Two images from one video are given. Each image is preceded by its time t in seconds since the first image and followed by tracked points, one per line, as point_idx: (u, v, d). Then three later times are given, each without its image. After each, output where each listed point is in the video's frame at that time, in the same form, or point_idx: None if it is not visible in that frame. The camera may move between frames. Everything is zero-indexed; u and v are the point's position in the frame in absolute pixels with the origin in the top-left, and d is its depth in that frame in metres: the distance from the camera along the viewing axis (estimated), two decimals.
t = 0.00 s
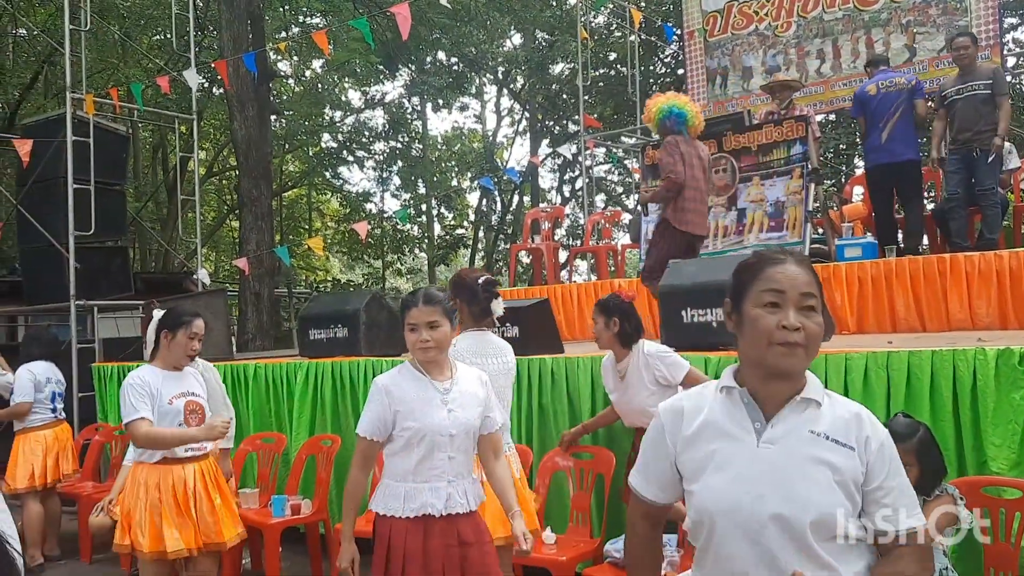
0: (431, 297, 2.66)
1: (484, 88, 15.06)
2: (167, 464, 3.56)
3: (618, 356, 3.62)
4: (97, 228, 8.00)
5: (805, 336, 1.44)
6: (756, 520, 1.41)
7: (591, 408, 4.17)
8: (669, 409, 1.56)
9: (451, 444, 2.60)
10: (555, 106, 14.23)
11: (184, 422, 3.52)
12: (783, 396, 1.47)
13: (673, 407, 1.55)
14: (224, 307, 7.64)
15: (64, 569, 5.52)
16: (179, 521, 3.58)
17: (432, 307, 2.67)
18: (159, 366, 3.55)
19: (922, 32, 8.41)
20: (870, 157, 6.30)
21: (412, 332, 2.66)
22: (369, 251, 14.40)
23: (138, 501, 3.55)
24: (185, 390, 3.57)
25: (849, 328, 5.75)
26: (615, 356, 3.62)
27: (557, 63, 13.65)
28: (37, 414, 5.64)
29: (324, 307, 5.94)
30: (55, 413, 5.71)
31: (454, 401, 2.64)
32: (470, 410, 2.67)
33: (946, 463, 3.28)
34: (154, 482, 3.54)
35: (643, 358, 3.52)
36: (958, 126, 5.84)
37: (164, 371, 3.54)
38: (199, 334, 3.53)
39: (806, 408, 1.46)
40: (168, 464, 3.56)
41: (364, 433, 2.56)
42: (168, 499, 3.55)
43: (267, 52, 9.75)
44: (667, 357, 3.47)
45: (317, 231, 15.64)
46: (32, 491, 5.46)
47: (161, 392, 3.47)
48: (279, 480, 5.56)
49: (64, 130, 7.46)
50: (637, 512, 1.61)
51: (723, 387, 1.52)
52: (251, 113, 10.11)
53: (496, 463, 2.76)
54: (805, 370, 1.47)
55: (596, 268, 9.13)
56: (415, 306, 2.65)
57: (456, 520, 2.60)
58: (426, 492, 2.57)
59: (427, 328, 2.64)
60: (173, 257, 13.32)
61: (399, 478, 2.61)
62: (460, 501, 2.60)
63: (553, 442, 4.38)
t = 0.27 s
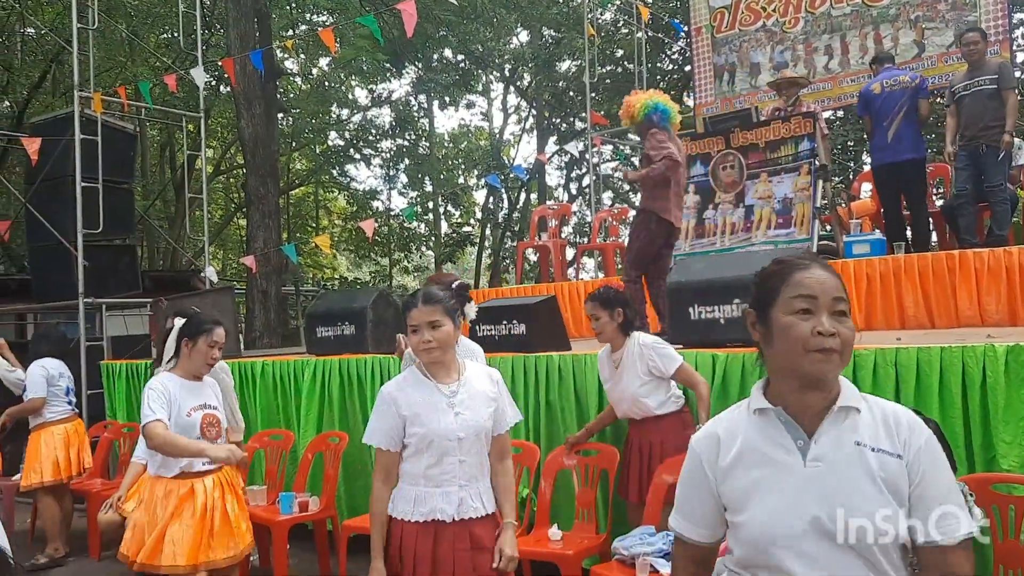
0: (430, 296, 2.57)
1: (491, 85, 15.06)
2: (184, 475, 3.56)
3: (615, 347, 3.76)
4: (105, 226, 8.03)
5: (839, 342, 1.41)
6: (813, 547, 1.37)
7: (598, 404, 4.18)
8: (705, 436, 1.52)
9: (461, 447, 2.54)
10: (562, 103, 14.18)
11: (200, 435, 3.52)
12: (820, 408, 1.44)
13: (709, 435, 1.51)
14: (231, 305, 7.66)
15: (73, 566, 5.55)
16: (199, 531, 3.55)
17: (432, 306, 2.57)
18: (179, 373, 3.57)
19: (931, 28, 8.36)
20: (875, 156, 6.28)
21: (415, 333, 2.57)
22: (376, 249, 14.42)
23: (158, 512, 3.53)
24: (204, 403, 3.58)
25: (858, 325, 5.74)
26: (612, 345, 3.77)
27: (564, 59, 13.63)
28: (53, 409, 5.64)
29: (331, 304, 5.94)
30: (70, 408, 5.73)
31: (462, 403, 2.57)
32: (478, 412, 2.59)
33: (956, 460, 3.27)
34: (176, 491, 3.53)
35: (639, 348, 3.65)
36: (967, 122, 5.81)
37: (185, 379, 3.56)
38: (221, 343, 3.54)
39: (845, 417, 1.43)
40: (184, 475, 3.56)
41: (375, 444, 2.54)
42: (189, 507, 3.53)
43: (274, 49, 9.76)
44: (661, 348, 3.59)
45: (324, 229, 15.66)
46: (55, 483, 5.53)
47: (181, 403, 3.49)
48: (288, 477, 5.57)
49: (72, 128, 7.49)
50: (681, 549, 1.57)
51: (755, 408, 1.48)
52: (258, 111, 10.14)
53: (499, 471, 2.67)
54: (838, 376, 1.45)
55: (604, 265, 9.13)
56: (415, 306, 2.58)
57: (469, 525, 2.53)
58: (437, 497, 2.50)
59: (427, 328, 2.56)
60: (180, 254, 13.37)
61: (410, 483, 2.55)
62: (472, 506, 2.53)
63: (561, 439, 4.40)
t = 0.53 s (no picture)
0: (447, 284, 2.59)
1: (498, 82, 15.05)
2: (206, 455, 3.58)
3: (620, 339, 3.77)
4: (114, 224, 8.05)
5: (926, 325, 1.35)
6: (921, 526, 1.30)
7: (604, 400, 4.18)
8: (792, 409, 1.36)
9: (484, 438, 2.52)
10: (569, 100, 14.14)
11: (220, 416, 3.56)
12: (909, 391, 1.39)
13: (798, 409, 1.36)
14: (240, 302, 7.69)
15: (83, 561, 5.58)
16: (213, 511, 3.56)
17: (449, 295, 2.59)
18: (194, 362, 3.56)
19: (939, 23, 8.33)
20: (886, 154, 6.27)
21: (432, 323, 2.58)
22: (384, 246, 14.43)
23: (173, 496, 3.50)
24: (222, 384, 3.59)
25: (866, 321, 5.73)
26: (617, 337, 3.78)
27: (570, 56, 13.60)
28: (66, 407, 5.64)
29: (339, 301, 5.96)
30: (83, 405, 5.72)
31: (483, 393, 2.56)
32: (500, 401, 2.59)
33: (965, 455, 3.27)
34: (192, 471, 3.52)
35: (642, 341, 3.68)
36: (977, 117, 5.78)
37: (200, 366, 3.56)
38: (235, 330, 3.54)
39: (931, 402, 1.41)
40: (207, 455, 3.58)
41: (401, 433, 2.47)
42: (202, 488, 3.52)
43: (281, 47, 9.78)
44: (663, 342, 3.63)
45: (332, 226, 15.69)
46: (73, 479, 5.57)
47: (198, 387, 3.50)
48: (295, 473, 5.58)
49: (81, 126, 7.51)
50: (741, 536, 1.39)
51: (846, 384, 1.37)
52: (266, 108, 10.16)
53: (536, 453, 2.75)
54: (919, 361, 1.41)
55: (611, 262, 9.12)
56: (432, 293, 2.59)
57: (494, 517, 2.51)
58: (461, 489, 2.49)
59: (444, 317, 2.57)
60: (188, 252, 13.42)
61: (435, 476, 2.53)
62: (497, 496, 2.52)
63: (567, 434, 4.38)
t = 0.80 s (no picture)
0: (486, 285, 2.52)
1: (502, 80, 15.04)
2: (212, 455, 3.44)
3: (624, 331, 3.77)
4: (120, 221, 8.07)
5: (1009, 327, 1.33)
6: (918, 528, 1.28)
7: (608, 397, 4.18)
8: (919, 389, 1.27)
9: (506, 437, 2.52)
10: (574, 97, 14.10)
11: (227, 420, 3.45)
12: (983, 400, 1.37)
13: (913, 385, 1.27)
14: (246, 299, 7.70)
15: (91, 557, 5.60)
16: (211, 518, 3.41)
17: (486, 297, 2.53)
18: (206, 360, 3.45)
19: (946, 19, 8.31)
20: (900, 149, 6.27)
21: (464, 321, 2.54)
22: (389, 244, 14.44)
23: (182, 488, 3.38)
24: (231, 387, 3.46)
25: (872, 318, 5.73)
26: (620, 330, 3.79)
27: (575, 54, 13.58)
28: (77, 404, 5.66)
29: (344, 297, 5.97)
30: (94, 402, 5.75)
31: (506, 391, 2.55)
32: (523, 400, 2.59)
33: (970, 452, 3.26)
34: (195, 474, 3.40)
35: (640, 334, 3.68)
36: (984, 113, 5.78)
37: (211, 366, 3.45)
38: (251, 335, 3.41)
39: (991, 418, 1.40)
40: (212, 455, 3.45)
41: (421, 430, 2.47)
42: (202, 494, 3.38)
43: (287, 44, 9.79)
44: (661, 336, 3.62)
45: (337, 224, 15.71)
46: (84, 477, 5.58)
47: (203, 389, 3.39)
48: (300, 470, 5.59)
49: (87, 123, 7.53)
50: (827, 510, 1.25)
51: (952, 374, 1.31)
52: (271, 106, 10.17)
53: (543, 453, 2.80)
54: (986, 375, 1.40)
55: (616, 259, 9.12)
56: (464, 294, 2.52)
57: (516, 516, 2.51)
58: (484, 488, 2.48)
59: (477, 318, 2.51)
60: (193, 249, 13.45)
61: (455, 474, 2.51)
62: (519, 495, 2.51)
63: (572, 432, 4.37)
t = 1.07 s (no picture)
0: (525, 292, 2.47)
1: (505, 76, 15.01)
2: (217, 467, 3.25)
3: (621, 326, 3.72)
4: (123, 216, 8.08)
5: None
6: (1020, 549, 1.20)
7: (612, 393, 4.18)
8: (986, 399, 1.20)
9: (520, 438, 2.51)
10: (577, 93, 14.06)
11: (230, 430, 3.26)
12: None
13: (990, 401, 1.20)
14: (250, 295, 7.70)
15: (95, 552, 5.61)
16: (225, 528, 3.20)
17: (524, 304, 2.48)
18: (215, 368, 3.33)
19: (950, 15, 8.27)
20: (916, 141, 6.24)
21: (497, 325, 2.48)
22: (392, 240, 14.44)
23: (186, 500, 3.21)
24: (237, 395, 3.30)
25: (876, 314, 5.73)
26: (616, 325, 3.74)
27: (579, 49, 13.56)
28: (82, 400, 5.67)
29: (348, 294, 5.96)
30: (99, 399, 5.75)
31: (522, 392, 2.55)
32: (538, 403, 2.58)
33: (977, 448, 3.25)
34: (203, 484, 3.22)
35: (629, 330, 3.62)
36: (991, 109, 5.77)
37: (220, 374, 3.32)
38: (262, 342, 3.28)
39: None
40: (217, 467, 3.25)
41: (428, 429, 2.49)
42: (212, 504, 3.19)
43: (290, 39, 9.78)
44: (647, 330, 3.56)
45: (340, 220, 15.71)
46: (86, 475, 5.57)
47: (207, 397, 3.25)
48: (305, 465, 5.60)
49: (91, 119, 7.53)
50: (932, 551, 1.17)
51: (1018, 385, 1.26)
52: (274, 101, 10.16)
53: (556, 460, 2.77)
54: None
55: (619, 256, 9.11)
56: (499, 300, 2.46)
57: (530, 518, 2.50)
58: (498, 489, 2.47)
59: (512, 323, 2.47)
60: (196, 245, 13.46)
61: (468, 475, 2.51)
62: (533, 497, 2.50)
63: (575, 428, 4.38)
